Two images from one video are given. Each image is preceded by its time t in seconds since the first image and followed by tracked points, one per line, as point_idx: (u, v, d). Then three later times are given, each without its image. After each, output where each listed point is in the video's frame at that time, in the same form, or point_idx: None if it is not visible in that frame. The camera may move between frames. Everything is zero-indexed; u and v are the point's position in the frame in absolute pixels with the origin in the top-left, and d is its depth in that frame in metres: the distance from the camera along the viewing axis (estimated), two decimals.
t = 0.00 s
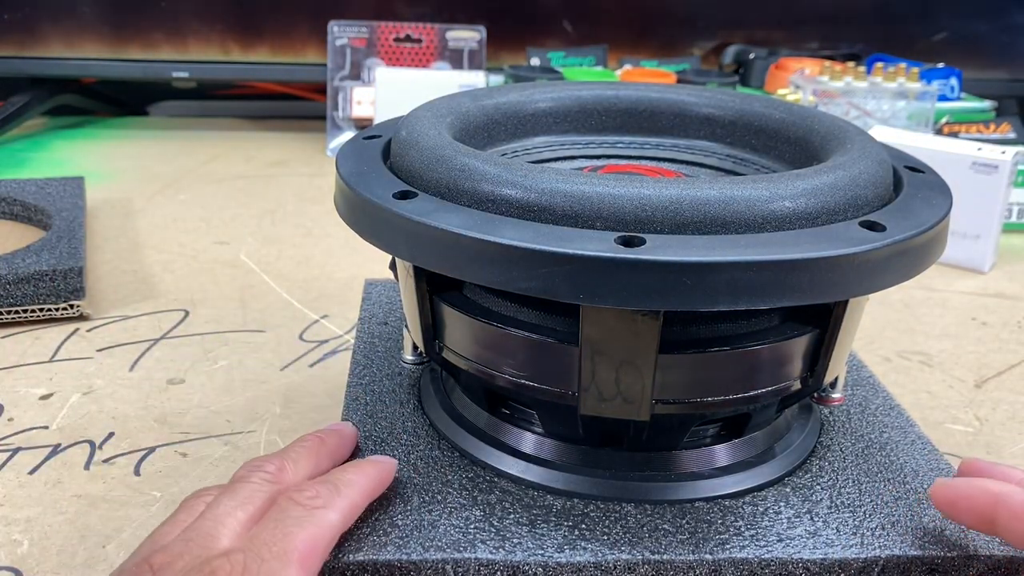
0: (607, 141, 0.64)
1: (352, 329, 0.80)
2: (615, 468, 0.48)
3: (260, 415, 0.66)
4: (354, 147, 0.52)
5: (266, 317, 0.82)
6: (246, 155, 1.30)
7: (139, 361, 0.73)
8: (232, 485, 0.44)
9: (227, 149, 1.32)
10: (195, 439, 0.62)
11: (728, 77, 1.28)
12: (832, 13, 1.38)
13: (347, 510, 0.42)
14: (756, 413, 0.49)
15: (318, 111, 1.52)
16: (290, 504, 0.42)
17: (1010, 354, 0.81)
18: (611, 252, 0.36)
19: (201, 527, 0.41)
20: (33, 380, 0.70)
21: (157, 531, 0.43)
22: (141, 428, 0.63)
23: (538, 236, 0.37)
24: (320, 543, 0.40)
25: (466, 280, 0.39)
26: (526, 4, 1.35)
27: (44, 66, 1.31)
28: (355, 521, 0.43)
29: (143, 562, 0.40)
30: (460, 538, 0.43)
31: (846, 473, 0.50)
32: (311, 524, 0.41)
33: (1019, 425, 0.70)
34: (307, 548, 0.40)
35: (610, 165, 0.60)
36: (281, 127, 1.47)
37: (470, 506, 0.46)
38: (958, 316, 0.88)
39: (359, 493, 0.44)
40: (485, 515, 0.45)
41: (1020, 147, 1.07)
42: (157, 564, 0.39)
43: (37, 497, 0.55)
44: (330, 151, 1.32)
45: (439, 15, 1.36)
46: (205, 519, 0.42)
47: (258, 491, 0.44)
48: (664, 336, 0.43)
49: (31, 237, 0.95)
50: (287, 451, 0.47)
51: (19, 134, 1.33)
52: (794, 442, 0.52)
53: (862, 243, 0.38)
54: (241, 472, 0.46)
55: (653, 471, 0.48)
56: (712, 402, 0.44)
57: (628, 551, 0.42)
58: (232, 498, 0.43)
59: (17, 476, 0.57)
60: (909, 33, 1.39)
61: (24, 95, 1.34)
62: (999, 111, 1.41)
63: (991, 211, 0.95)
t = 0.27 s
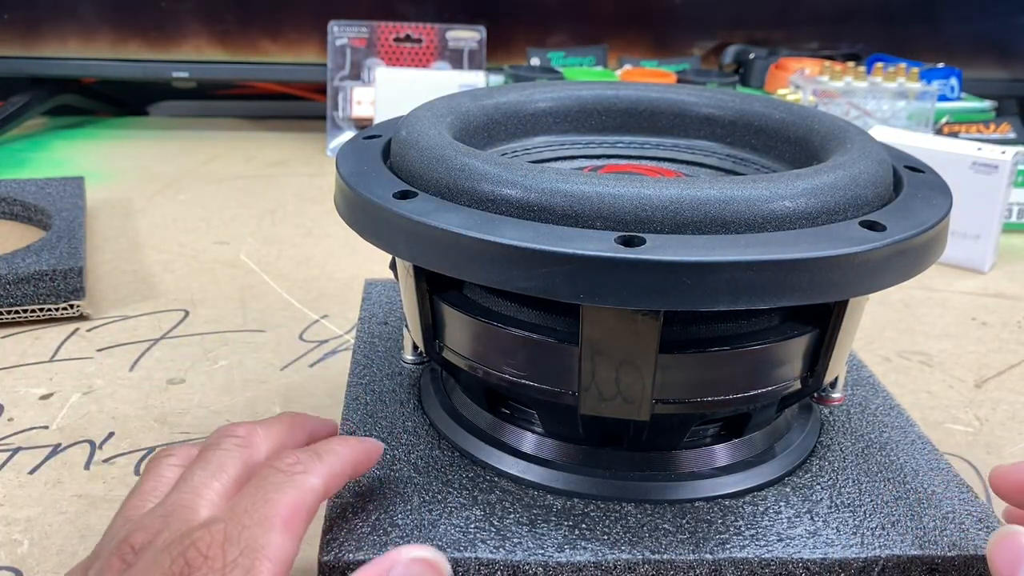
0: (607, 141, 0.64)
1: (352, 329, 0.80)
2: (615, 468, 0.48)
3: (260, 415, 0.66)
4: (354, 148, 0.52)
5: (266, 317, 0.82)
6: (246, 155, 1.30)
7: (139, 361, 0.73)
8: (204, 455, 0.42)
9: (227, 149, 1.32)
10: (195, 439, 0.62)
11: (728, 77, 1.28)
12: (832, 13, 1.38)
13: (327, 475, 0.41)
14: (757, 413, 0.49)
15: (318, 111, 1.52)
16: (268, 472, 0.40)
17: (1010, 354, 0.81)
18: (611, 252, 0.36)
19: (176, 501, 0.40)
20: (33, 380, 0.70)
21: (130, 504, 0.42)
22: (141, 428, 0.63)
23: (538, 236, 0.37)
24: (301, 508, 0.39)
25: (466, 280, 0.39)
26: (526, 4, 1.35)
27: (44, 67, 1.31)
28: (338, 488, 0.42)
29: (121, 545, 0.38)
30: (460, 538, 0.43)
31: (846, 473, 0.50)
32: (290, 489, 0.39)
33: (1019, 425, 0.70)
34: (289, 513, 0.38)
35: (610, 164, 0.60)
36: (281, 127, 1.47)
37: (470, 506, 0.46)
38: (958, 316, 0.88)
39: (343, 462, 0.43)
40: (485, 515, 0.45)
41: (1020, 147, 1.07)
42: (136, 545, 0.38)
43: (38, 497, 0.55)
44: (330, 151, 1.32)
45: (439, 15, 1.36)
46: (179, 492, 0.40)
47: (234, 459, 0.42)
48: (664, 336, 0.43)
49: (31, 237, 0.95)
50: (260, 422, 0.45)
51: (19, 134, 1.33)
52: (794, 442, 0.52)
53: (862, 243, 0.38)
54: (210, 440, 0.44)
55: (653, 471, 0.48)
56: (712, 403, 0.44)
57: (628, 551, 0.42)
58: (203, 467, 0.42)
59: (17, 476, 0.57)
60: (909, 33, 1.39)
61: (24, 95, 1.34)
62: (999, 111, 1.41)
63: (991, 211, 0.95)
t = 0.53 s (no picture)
0: (607, 141, 0.64)
1: (352, 329, 0.80)
2: (615, 468, 0.48)
3: (260, 415, 0.66)
4: (354, 148, 0.52)
5: (266, 317, 0.82)
6: (246, 155, 1.30)
7: (139, 361, 0.73)
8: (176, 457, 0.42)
9: (227, 149, 1.32)
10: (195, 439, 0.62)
11: (728, 77, 1.28)
12: (833, 13, 1.38)
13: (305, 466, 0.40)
14: (756, 413, 0.49)
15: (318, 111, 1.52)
16: (246, 465, 0.40)
17: (1010, 354, 0.81)
18: (611, 252, 0.36)
19: (156, 502, 0.39)
20: (33, 380, 0.70)
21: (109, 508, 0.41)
22: (141, 428, 0.63)
23: (538, 236, 0.37)
24: (281, 496, 0.38)
25: (465, 280, 0.39)
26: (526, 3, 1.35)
27: (44, 66, 1.31)
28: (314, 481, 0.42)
29: (108, 546, 0.37)
30: (460, 538, 0.43)
31: (846, 473, 0.50)
32: (270, 479, 0.38)
33: (1019, 425, 0.70)
34: (269, 501, 0.37)
35: (609, 164, 0.60)
36: (281, 127, 1.47)
37: (469, 506, 0.46)
38: (958, 316, 0.88)
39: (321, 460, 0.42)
40: (485, 515, 0.45)
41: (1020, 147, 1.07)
42: (122, 545, 0.37)
43: (37, 497, 0.55)
44: (330, 150, 1.32)
45: (439, 15, 1.36)
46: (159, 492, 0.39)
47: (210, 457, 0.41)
48: (663, 336, 0.43)
49: (31, 237, 0.95)
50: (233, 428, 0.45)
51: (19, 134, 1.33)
52: (794, 442, 0.52)
53: (862, 243, 0.38)
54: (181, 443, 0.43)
55: (653, 471, 0.48)
56: (711, 403, 0.44)
57: (628, 551, 0.42)
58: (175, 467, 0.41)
59: (17, 476, 0.57)
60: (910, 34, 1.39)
61: (24, 95, 1.34)
62: (999, 111, 1.41)
63: (991, 211, 0.95)
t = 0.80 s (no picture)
0: (607, 141, 0.64)
1: (352, 329, 0.80)
2: (615, 468, 0.48)
3: (260, 415, 0.66)
4: (354, 148, 0.52)
5: (266, 317, 0.82)
6: (246, 155, 1.30)
7: (139, 361, 0.73)
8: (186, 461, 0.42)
9: (227, 149, 1.32)
10: (195, 439, 0.62)
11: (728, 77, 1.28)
12: (833, 13, 1.38)
13: (314, 473, 0.41)
14: (757, 413, 0.49)
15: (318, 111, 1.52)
16: (256, 470, 0.40)
17: (1010, 354, 0.81)
18: (611, 252, 0.36)
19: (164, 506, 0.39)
20: (33, 380, 0.70)
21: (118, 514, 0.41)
22: (141, 428, 0.63)
23: (538, 237, 0.37)
24: (289, 505, 0.39)
25: (466, 280, 0.39)
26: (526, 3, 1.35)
27: (44, 66, 1.31)
28: (323, 491, 0.42)
29: (115, 547, 0.37)
30: (460, 538, 0.43)
31: (846, 473, 0.50)
32: (279, 487, 0.39)
33: (1019, 425, 0.70)
34: (278, 510, 0.38)
35: (609, 164, 0.60)
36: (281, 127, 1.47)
37: (470, 506, 0.46)
38: (958, 316, 0.88)
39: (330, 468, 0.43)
40: (485, 515, 0.45)
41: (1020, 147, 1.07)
42: (130, 547, 0.37)
43: (37, 497, 0.55)
44: (330, 151, 1.32)
45: (439, 15, 1.36)
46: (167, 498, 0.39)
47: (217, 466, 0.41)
48: (663, 337, 0.43)
49: (31, 237, 0.95)
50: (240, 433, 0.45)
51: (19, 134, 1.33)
52: (794, 442, 0.52)
53: (862, 243, 0.38)
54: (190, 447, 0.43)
55: (653, 471, 0.48)
56: (711, 403, 0.44)
57: (628, 551, 0.42)
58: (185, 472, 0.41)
59: (17, 476, 0.57)
60: (910, 34, 1.39)
61: (24, 95, 1.34)
62: (1000, 111, 1.41)
63: (991, 211, 0.95)
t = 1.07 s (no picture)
0: (607, 141, 0.64)
1: (352, 329, 0.80)
2: (615, 468, 0.48)
3: (260, 415, 0.66)
4: (354, 148, 0.52)
5: (266, 317, 0.82)
6: (246, 155, 1.30)
7: (139, 361, 0.73)
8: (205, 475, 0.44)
9: (227, 149, 1.32)
10: (195, 439, 0.62)
11: (728, 77, 1.28)
12: (833, 13, 1.38)
13: (315, 473, 0.40)
14: (757, 413, 0.49)
15: (318, 111, 1.52)
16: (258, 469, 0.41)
17: (1011, 354, 0.81)
18: (611, 252, 0.36)
19: (176, 514, 0.41)
20: (33, 380, 0.70)
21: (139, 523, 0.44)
22: (141, 428, 0.63)
23: (538, 237, 0.37)
24: (288, 506, 0.40)
25: (465, 280, 0.39)
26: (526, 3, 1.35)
27: (44, 66, 1.31)
28: (323, 491, 0.41)
29: (124, 548, 0.40)
30: (460, 538, 0.43)
31: (846, 473, 0.50)
32: (279, 487, 0.40)
33: (1019, 425, 0.70)
34: (275, 510, 0.39)
35: (610, 164, 0.60)
36: (281, 127, 1.47)
37: (470, 506, 0.46)
38: (958, 316, 0.88)
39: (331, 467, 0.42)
40: (485, 515, 0.45)
41: (1020, 147, 1.07)
42: (138, 547, 0.40)
43: (37, 497, 0.55)
44: (330, 151, 1.32)
45: (439, 15, 1.36)
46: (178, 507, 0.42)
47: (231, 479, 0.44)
48: (663, 337, 0.43)
49: (31, 237, 0.95)
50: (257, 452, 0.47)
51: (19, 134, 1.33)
52: (793, 442, 0.52)
53: (862, 243, 0.38)
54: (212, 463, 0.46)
55: (653, 471, 0.48)
56: (711, 403, 0.44)
57: (628, 551, 0.42)
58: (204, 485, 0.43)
59: (17, 476, 0.57)
60: (910, 34, 1.39)
61: (24, 95, 1.34)
62: (1000, 111, 1.41)
63: (991, 211, 0.95)
